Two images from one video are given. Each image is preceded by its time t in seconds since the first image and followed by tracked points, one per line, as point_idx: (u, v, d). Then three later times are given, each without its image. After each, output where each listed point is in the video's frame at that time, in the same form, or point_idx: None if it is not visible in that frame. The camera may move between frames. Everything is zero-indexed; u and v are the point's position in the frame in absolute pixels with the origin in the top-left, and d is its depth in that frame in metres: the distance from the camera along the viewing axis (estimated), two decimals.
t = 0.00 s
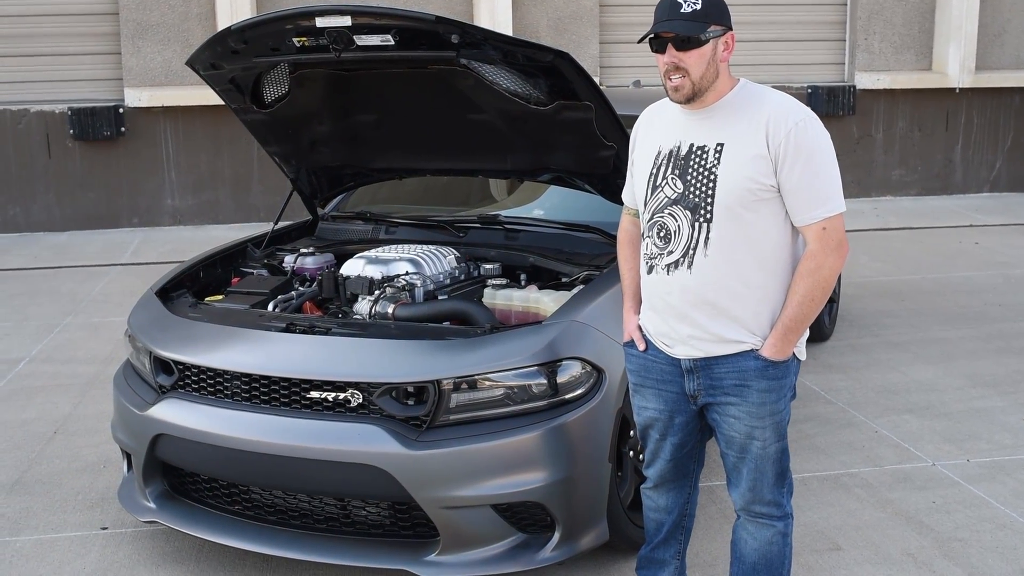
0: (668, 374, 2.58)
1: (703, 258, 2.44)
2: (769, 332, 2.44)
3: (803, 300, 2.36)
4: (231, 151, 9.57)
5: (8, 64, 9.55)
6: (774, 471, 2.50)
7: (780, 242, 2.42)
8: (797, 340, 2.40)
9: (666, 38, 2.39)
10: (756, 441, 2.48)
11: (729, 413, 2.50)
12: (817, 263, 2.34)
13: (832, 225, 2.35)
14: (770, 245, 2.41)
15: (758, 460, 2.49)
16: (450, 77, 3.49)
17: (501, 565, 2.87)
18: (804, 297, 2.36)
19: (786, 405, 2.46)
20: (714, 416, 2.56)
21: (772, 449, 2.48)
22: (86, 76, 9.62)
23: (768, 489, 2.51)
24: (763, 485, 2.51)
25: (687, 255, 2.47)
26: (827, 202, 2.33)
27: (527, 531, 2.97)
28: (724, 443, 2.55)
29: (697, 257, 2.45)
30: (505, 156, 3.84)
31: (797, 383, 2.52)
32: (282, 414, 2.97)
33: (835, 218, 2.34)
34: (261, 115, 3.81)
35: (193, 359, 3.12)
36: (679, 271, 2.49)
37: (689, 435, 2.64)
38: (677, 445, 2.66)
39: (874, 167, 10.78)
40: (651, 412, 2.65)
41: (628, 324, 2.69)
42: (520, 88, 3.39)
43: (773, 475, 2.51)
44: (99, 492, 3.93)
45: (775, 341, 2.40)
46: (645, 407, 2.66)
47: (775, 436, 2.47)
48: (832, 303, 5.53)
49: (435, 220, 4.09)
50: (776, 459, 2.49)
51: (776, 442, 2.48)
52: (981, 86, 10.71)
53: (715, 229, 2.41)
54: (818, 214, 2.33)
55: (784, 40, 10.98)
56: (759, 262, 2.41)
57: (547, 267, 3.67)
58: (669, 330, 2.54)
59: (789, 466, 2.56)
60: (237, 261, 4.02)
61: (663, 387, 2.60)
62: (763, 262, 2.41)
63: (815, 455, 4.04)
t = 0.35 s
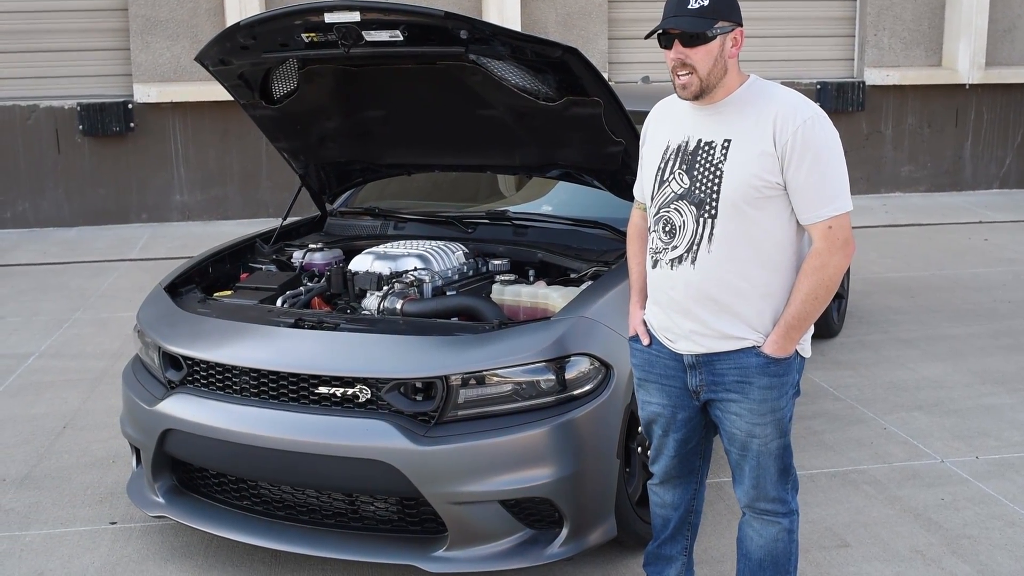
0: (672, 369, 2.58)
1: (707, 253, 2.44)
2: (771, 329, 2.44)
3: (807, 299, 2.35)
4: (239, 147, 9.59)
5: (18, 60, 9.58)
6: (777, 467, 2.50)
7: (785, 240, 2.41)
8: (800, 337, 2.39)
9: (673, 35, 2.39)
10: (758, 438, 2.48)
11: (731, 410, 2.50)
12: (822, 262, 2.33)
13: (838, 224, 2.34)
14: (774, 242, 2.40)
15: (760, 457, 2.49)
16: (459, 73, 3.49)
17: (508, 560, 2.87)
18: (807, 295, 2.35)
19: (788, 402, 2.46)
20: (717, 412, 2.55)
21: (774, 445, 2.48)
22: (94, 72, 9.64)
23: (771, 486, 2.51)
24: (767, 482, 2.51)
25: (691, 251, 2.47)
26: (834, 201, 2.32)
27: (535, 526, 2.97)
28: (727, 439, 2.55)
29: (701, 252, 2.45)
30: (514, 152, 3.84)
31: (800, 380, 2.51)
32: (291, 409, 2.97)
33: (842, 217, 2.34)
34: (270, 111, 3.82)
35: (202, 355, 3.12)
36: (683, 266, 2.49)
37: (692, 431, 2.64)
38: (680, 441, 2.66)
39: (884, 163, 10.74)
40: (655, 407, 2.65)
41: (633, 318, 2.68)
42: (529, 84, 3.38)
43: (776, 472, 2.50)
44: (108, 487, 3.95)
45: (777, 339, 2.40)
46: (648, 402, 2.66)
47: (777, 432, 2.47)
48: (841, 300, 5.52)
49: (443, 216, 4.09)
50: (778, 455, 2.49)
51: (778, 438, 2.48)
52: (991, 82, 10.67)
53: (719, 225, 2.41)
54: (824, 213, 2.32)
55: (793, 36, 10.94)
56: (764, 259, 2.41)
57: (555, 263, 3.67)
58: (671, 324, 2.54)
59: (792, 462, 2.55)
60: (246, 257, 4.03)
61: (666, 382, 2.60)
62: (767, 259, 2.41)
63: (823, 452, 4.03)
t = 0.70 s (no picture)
0: (662, 364, 2.58)
1: (698, 249, 2.44)
2: (759, 328, 2.42)
3: (796, 299, 2.33)
4: (242, 145, 9.59)
5: (21, 57, 9.58)
6: (766, 465, 2.49)
7: (777, 239, 2.39)
8: (788, 337, 2.38)
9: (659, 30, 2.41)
10: (745, 435, 2.47)
11: (718, 408, 2.49)
12: (813, 262, 2.31)
13: (831, 226, 2.31)
14: (765, 241, 2.39)
15: (748, 455, 2.48)
16: (462, 69, 3.48)
17: (509, 558, 2.87)
18: (796, 296, 2.33)
19: (775, 400, 2.44)
20: (705, 409, 2.55)
21: (761, 443, 2.47)
22: (97, 69, 9.64)
23: (762, 484, 2.50)
24: (758, 480, 2.50)
25: (683, 246, 2.47)
26: (827, 203, 2.30)
27: (537, 523, 2.96)
28: (716, 437, 2.54)
29: (692, 248, 2.45)
30: (516, 149, 3.84)
31: (790, 378, 2.50)
32: (293, 406, 2.97)
33: (836, 219, 2.31)
34: (273, 108, 3.82)
35: (205, 352, 3.12)
36: (675, 261, 2.49)
37: (682, 426, 2.64)
38: (669, 437, 2.65)
39: (887, 161, 10.74)
40: (645, 403, 2.65)
41: (627, 312, 2.69)
42: (533, 81, 3.38)
43: (766, 470, 2.50)
44: (112, 484, 3.95)
45: (765, 338, 2.39)
46: (639, 397, 2.66)
47: (764, 430, 2.46)
48: (843, 297, 5.52)
49: (446, 214, 4.10)
50: (767, 453, 2.48)
51: (766, 436, 2.47)
52: (994, 79, 10.65)
53: (711, 221, 2.41)
54: (817, 214, 2.30)
55: (796, 34, 10.95)
56: (755, 257, 2.40)
57: (558, 260, 3.67)
58: (662, 319, 2.54)
59: (784, 460, 2.54)
60: (250, 254, 4.04)
61: (656, 376, 2.60)
62: (759, 257, 2.40)
63: (826, 449, 4.03)
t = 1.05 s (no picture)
0: (662, 363, 2.58)
1: (697, 247, 2.43)
2: (757, 328, 2.42)
3: (793, 299, 2.32)
4: (245, 142, 9.59)
5: (25, 55, 9.59)
6: (765, 465, 2.48)
7: (776, 238, 2.38)
8: (785, 337, 2.37)
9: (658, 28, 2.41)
10: (742, 435, 2.47)
11: (716, 407, 2.49)
12: (811, 262, 2.29)
13: (830, 225, 2.29)
14: (764, 240, 2.38)
15: (746, 455, 2.48)
16: (465, 66, 3.48)
17: (512, 556, 2.87)
18: (794, 295, 2.31)
19: (772, 400, 2.44)
20: (704, 408, 2.55)
21: (759, 443, 2.46)
22: (101, 67, 9.65)
23: (760, 484, 2.50)
24: (756, 480, 2.50)
25: (682, 244, 2.47)
26: (826, 202, 2.28)
27: (540, 521, 2.97)
28: (715, 436, 2.54)
29: (691, 246, 2.45)
30: (519, 146, 3.84)
31: (790, 377, 2.48)
32: (296, 403, 2.97)
33: (834, 218, 2.29)
34: (276, 105, 3.82)
35: (209, 348, 3.12)
36: (674, 259, 2.49)
37: (683, 426, 2.64)
38: (669, 436, 2.65)
39: (890, 158, 10.73)
40: (645, 401, 2.65)
41: (629, 310, 2.69)
42: (536, 78, 3.38)
43: (764, 470, 2.49)
44: (115, 481, 3.96)
45: (762, 337, 2.38)
46: (639, 396, 2.66)
47: (762, 430, 2.45)
48: (846, 295, 5.51)
49: (449, 211, 4.10)
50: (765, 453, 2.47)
51: (764, 436, 2.46)
52: (998, 76, 10.63)
53: (709, 220, 2.40)
54: (815, 213, 2.28)
55: (800, 31, 10.93)
56: (754, 256, 2.39)
57: (561, 257, 3.67)
58: (661, 316, 2.55)
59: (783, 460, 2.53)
60: (253, 251, 4.04)
61: (656, 375, 2.60)
62: (758, 257, 2.39)
63: (830, 447, 4.03)
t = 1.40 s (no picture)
0: (671, 362, 2.58)
1: (707, 246, 2.43)
2: (769, 325, 2.41)
3: (805, 296, 2.31)
4: (249, 140, 9.60)
5: (29, 52, 9.59)
6: (774, 463, 2.48)
7: (787, 236, 2.38)
8: (797, 335, 2.37)
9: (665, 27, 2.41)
10: (753, 433, 2.46)
11: (727, 405, 2.49)
12: (823, 259, 2.29)
13: (841, 222, 2.29)
14: (775, 238, 2.38)
15: (757, 453, 2.47)
16: (469, 63, 3.48)
17: (518, 554, 2.87)
18: (806, 293, 2.31)
19: (784, 399, 2.44)
20: (714, 407, 2.54)
21: (770, 442, 2.46)
22: (105, 64, 9.66)
23: (769, 483, 2.50)
24: (765, 479, 2.50)
25: (692, 243, 2.46)
26: (837, 199, 2.28)
27: (544, 518, 2.97)
28: (724, 435, 2.54)
29: (701, 244, 2.44)
30: (523, 144, 3.84)
31: (799, 376, 2.48)
32: (301, 401, 2.97)
33: (846, 215, 2.29)
34: (280, 103, 3.82)
35: (213, 346, 3.12)
36: (684, 258, 2.49)
37: (691, 424, 2.64)
38: (679, 435, 2.65)
39: (895, 156, 10.72)
40: (655, 400, 2.65)
41: (636, 310, 2.69)
42: (540, 75, 3.38)
43: (774, 468, 2.49)
44: (120, 478, 3.96)
45: (774, 335, 2.38)
46: (649, 394, 2.66)
47: (773, 428, 2.45)
48: (851, 293, 5.51)
49: (454, 208, 4.10)
50: (775, 452, 2.47)
51: (775, 435, 2.46)
52: (1003, 74, 10.61)
53: (720, 217, 2.40)
54: (827, 210, 2.28)
55: (804, 29, 10.92)
56: (765, 254, 2.39)
57: (566, 255, 3.67)
58: (671, 316, 2.54)
59: (791, 459, 2.53)
60: (257, 249, 4.04)
61: (666, 374, 2.60)
62: (769, 254, 2.39)
63: (834, 445, 4.03)
